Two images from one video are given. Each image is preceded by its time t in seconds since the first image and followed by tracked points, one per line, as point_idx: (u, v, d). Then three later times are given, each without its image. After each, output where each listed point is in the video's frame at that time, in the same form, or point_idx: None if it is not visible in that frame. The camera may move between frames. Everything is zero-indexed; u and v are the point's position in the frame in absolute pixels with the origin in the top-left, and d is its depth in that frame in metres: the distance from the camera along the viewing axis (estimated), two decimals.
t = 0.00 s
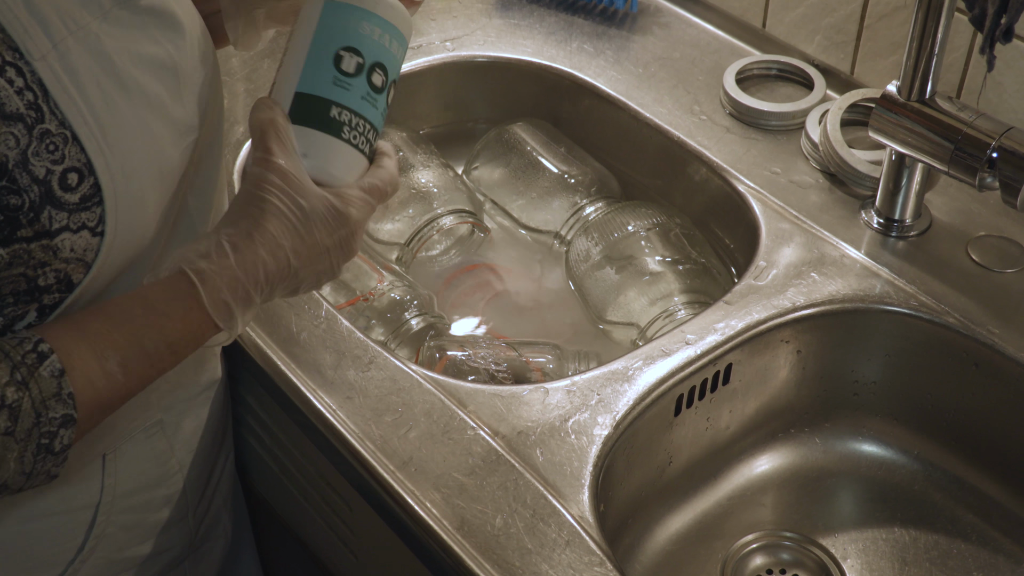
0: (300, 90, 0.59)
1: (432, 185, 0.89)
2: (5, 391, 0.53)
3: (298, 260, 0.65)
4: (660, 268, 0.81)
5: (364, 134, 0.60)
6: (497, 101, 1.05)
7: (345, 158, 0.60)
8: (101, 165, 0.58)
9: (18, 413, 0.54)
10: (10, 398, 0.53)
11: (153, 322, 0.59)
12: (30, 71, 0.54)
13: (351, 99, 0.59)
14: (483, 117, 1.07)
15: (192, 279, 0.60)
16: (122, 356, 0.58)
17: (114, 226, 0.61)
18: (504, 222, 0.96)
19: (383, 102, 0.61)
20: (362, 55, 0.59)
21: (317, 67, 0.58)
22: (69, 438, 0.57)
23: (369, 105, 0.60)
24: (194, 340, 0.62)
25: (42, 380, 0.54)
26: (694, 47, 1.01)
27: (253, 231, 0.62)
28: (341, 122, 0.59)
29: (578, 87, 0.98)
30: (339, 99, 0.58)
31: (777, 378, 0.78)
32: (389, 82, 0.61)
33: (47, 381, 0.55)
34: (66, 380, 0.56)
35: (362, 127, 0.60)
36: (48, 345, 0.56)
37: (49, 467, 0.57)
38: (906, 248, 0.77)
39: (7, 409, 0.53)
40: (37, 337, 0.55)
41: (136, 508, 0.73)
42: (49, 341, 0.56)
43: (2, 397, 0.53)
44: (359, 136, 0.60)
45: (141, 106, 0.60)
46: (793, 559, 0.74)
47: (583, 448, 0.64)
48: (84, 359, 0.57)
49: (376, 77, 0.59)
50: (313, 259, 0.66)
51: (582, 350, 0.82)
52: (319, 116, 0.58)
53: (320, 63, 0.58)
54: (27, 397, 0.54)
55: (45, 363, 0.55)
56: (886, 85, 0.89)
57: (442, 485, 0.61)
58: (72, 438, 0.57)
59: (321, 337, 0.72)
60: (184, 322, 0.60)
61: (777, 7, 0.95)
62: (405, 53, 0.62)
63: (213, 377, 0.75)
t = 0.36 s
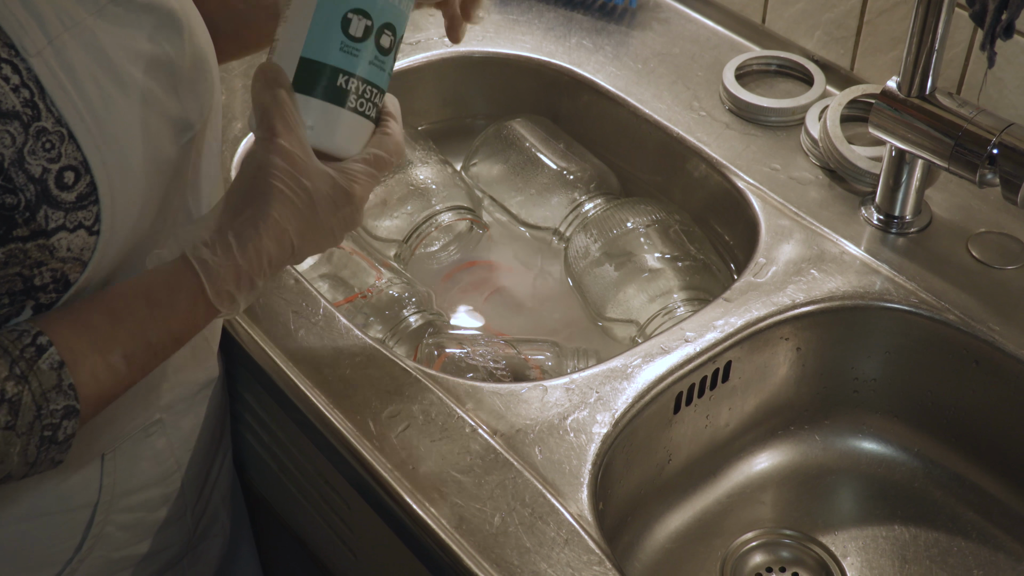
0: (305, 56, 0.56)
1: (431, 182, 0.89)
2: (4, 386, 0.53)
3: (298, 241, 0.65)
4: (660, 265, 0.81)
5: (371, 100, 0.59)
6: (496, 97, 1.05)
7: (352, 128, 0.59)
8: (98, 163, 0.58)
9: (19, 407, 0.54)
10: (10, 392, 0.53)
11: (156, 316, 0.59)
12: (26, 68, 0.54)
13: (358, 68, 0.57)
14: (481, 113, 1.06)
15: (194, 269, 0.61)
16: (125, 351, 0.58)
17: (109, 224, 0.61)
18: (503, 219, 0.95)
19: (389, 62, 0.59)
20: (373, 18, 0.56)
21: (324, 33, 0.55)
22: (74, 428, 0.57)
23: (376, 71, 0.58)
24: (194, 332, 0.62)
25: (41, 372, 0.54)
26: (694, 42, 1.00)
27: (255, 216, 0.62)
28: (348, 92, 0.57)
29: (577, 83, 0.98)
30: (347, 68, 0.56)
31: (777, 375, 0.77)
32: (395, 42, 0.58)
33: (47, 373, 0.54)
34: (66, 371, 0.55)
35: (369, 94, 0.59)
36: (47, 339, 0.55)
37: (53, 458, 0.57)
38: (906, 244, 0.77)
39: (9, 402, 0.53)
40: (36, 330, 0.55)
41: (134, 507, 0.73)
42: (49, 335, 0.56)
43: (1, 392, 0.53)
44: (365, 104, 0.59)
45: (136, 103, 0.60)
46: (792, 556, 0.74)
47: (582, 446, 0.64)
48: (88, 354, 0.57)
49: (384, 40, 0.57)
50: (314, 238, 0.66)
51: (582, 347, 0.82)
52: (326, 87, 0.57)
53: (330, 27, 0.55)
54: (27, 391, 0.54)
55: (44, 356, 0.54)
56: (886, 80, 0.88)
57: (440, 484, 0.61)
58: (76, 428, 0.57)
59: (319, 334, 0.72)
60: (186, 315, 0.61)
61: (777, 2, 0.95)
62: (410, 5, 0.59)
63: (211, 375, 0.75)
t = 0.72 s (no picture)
0: (320, 57, 0.56)
1: (432, 179, 0.89)
2: None
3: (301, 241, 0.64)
4: (662, 263, 0.81)
5: (387, 109, 0.58)
6: (497, 94, 1.04)
7: (363, 133, 0.58)
8: (95, 161, 0.58)
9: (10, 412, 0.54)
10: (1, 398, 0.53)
11: (149, 317, 0.60)
12: (22, 66, 0.53)
13: (373, 74, 0.56)
14: (483, 111, 1.06)
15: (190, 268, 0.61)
16: (118, 352, 0.58)
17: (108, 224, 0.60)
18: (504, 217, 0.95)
19: (409, 73, 0.58)
20: (391, 25, 0.55)
21: (339, 35, 0.55)
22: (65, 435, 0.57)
23: (394, 79, 0.57)
24: (190, 333, 0.62)
25: (33, 378, 0.54)
26: (696, 39, 1.00)
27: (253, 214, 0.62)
28: (359, 96, 0.57)
29: (579, 80, 0.98)
30: (360, 73, 0.56)
31: (779, 374, 0.77)
32: (417, 51, 0.58)
33: (39, 379, 0.54)
34: (58, 377, 0.55)
35: (385, 102, 0.58)
36: (41, 343, 0.56)
37: (43, 464, 0.57)
38: (910, 243, 0.77)
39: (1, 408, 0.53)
40: (30, 335, 0.55)
41: (135, 507, 0.73)
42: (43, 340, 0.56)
43: None
44: (379, 112, 0.58)
45: (134, 101, 0.60)
46: (795, 556, 0.74)
47: (584, 446, 0.64)
48: (81, 356, 0.57)
49: (402, 48, 0.56)
50: (320, 240, 0.65)
51: (584, 346, 0.81)
52: (338, 90, 0.56)
53: (348, 31, 0.55)
54: (18, 397, 0.54)
55: (36, 361, 0.55)
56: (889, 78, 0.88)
57: (442, 484, 0.61)
58: (67, 434, 0.57)
59: (320, 333, 0.72)
60: (179, 316, 0.61)
61: None
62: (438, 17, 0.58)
63: (212, 374, 0.74)
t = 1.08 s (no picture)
0: (339, 72, 0.57)
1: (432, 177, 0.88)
2: (8, 397, 0.53)
3: (317, 251, 0.63)
4: (665, 262, 0.80)
5: (401, 115, 0.57)
6: (498, 91, 1.04)
7: (378, 140, 0.57)
8: (102, 163, 0.58)
9: (22, 417, 0.53)
10: (14, 402, 0.53)
11: (159, 319, 0.59)
12: (28, 67, 0.53)
13: (383, 79, 0.56)
14: (484, 108, 1.05)
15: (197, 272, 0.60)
16: (127, 354, 0.58)
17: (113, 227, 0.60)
18: (506, 215, 0.95)
19: (428, 82, 0.57)
20: (401, 34, 0.55)
21: (353, 48, 0.56)
22: (78, 439, 0.57)
23: (408, 85, 0.56)
24: (204, 338, 0.61)
25: (46, 383, 0.54)
26: (698, 37, 1.00)
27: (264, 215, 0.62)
28: (370, 102, 0.56)
29: (581, 78, 0.97)
30: (370, 79, 0.56)
31: (782, 374, 0.77)
32: (436, 60, 0.57)
33: (52, 384, 0.54)
34: (72, 382, 0.55)
35: (397, 107, 0.56)
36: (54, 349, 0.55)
37: (58, 471, 0.56)
38: (913, 242, 0.76)
39: (13, 414, 0.53)
40: (43, 341, 0.55)
41: (137, 508, 0.73)
42: (55, 344, 0.56)
43: (6, 403, 0.53)
44: (391, 117, 0.56)
45: (141, 103, 0.59)
46: (798, 556, 0.74)
47: (586, 447, 0.64)
48: (89, 357, 0.56)
49: (416, 54, 0.56)
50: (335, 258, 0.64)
51: (586, 345, 0.81)
52: (353, 98, 0.56)
53: (361, 44, 0.56)
54: (31, 401, 0.53)
55: (50, 366, 0.54)
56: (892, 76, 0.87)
57: (444, 484, 0.61)
58: (81, 440, 0.57)
59: (321, 333, 0.72)
60: (192, 319, 0.60)
61: None
62: (461, 30, 0.58)
63: (213, 374, 0.74)
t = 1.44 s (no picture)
0: (317, 72, 0.57)
1: (432, 175, 0.88)
2: (13, 412, 0.53)
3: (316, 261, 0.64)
4: (664, 260, 0.80)
5: (383, 118, 0.59)
6: (497, 89, 1.04)
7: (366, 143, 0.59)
8: (109, 172, 0.57)
9: (27, 433, 0.53)
10: (18, 418, 0.53)
11: (163, 336, 0.59)
12: (34, 76, 0.53)
13: (369, 83, 0.57)
14: (483, 106, 1.05)
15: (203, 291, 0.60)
16: (134, 372, 0.58)
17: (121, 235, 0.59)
18: (506, 213, 0.94)
19: (402, 82, 0.60)
20: (383, 36, 0.57)
21: (333, 50, 0.56)
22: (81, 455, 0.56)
23: (388, 89, 0.58)
24: (205, 350, 0.62)
25: (50, 399, 0.54)
26: (698, 34, 0.99)
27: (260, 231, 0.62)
28: (358, 108, 0.57)
29: (580, 75, 0.97)
30: (358, 85, 0.57)
31: (781, 372, 0.77)
32: (407, 59, 0.59)
33: (56, 400, 0.54)
34: (75, 399, 0.55)
35: (380, 111, 0.58)
36: (56, 361, 0.55)
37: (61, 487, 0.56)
38: (913, 240, 0.76)
39: (15, 430, 0.53)
40: (45, 354, 0.54)
41: (138, 510, 0.72)
42: (61, 360, 0.56)
43: (10, 418, 0.52)
44: (379, 121, 0.58)
45: (146, 109, 0.59)
46: (798, 555, 0.74)
47: (586, 446, 0.63)
48: (97, 376, 0.56)
49: (394, 57, 0.58)
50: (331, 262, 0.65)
51: (585, 344, 0.81)
52: (338, 102, 0.57)
53: (341, 43, 0.56)
54: (35, 416, 0.53)
55: (53, 381, 0.54)
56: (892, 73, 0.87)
57: (443, 483, 0.60)
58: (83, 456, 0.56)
59: (320, 331, 0.71)
60: (196, 336, 0.61)
61: None
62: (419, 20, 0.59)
63: (212, 374, 0.74)
